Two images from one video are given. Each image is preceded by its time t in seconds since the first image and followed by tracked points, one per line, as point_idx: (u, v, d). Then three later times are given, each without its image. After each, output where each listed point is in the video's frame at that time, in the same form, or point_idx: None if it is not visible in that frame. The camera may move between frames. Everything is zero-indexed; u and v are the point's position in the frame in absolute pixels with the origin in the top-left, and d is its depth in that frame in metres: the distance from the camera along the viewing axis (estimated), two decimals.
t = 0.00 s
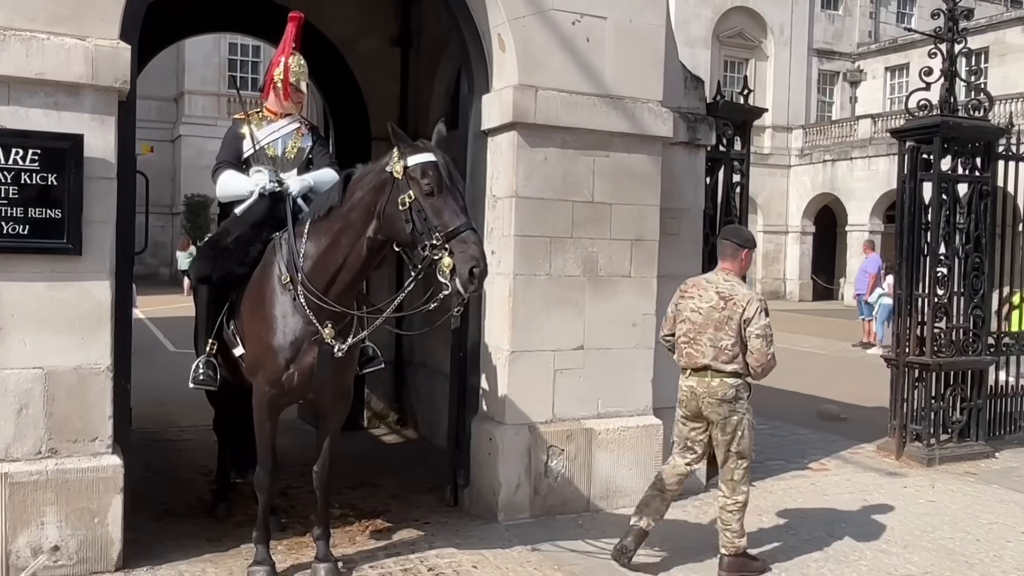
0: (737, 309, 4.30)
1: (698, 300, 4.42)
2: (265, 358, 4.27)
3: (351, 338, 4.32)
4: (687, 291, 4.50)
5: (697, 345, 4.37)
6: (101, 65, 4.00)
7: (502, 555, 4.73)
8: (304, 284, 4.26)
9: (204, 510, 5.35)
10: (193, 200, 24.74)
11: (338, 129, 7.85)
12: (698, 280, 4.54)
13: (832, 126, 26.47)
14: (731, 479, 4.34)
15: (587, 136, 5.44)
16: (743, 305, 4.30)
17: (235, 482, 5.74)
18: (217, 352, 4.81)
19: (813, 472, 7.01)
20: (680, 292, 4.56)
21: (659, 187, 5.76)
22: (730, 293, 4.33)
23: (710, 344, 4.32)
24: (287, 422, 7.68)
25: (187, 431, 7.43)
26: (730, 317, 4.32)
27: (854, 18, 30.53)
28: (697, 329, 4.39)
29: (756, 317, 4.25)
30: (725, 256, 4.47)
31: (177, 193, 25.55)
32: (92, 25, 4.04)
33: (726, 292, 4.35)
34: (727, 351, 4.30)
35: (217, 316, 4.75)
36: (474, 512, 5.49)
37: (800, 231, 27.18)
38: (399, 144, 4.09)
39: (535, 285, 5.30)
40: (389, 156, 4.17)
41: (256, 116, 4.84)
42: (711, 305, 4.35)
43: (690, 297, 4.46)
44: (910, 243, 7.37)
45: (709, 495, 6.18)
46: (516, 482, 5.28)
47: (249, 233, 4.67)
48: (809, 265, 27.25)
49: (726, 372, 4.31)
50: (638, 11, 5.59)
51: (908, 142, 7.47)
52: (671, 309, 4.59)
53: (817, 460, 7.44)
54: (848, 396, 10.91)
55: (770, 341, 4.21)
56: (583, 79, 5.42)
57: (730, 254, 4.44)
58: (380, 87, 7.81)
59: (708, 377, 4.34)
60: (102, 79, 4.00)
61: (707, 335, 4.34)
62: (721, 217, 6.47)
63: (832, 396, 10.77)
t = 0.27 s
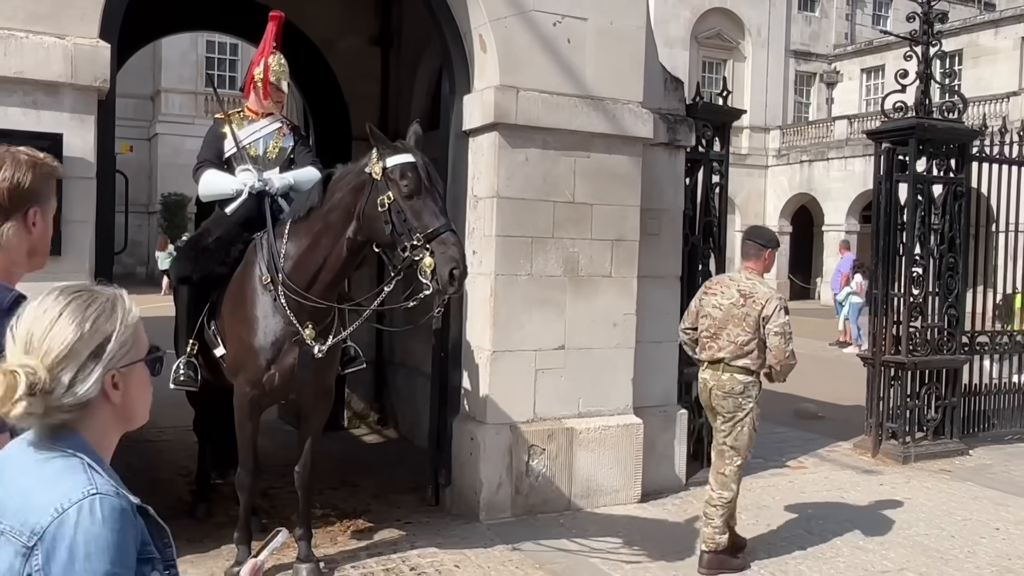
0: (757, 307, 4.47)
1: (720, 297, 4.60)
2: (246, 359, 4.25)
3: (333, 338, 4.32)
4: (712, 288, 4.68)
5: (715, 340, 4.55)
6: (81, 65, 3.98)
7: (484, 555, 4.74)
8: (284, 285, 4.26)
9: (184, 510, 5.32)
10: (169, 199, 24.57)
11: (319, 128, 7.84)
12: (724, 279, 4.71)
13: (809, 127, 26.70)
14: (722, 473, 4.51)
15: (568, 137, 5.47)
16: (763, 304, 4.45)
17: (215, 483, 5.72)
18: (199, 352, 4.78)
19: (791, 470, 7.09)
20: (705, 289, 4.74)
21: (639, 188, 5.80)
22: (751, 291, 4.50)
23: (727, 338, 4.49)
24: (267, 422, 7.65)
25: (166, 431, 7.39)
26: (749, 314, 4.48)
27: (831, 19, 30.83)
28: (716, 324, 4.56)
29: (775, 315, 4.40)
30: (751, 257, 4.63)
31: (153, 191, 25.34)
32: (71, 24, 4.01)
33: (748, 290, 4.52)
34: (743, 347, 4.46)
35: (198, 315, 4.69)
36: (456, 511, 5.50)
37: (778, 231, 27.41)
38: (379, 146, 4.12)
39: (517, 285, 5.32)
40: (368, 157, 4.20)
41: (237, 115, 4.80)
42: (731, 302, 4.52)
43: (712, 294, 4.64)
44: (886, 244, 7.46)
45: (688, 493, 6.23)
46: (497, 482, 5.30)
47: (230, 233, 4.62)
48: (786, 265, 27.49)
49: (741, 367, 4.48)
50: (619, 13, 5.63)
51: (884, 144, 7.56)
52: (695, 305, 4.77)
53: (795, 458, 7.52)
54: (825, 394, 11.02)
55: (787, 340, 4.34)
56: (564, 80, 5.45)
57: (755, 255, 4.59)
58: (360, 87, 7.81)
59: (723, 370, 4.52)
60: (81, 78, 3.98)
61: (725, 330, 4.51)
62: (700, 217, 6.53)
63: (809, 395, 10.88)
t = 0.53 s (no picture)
0: (781, 313, 4.67)
1: (747, 304, 4.80)
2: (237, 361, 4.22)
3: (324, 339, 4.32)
4: (738, 296, 4.89)
5: (743, 345, 4.75)
6: (68, 64, 3.96)
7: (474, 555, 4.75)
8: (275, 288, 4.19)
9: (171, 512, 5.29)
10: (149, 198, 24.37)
11: (304, 128, 7.82)
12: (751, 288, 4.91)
13: (790, 128, 26.89)
14: (741, 465, 4.65)
15: (556, 138, 5.49)
16: (787, 309, 4.66)
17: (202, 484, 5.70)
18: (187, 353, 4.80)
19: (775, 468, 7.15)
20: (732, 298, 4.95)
21: (626, 188, 5.83)
22: (775, 297, 4.70)
23: (754, 343, 4.69)
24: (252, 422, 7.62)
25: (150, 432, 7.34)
26: (774, 320, 4.68)
27: (811, 21, 31.06)
28: (743, 330, 4.76)
29: (798, 319, 4.60)
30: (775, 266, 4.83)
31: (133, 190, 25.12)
32: (59, 23, 3.99)
33: (771, 297, 4.72)
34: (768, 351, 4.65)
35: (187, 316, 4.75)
36: (444, 511, 5.51)
37: (759, 231, 27.58)
38: (366, 146, 4.16)
39: (505, 285, 5.33)
40: (356, 159, 4.25)
41: (226, 115, 4.77)
42: (757, 309, 4.73)
43: (739, 302, 4.85)
44: (869, 244, 7.55)
45: (674, 492, 6.27)
46: (486, 481, 5.31)
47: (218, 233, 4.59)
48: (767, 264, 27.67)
49: (767, 370, 4.66)
50: (606, 14, 5.65)
51: (867, 145, 7.64)
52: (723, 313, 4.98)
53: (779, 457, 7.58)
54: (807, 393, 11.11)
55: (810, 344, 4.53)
56: (553, 81, 5.47)
57: (779, 263, 4.78)
58: (345, 87, 7.78)
59: (751, 374, 4.71)
60: (69, 77, 3.96)
61: (752, 336, 4.71)
62: (686, 218, 6.57)
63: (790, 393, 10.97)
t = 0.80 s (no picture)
0: (809, 302, 4.95)
1: (776, 296, 5.09)
2: (230, 361, 4.24)
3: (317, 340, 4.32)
4: (770, 289, 5.17)
5: (773, 335, 5.04)
6: (59, 63, 3.94)
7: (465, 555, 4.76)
8: (267, 288, 4.24)
9: (160, 513, 5.26)
10: (132, 198, 24.20)
11: (293, 127, 7.79)
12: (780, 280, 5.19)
13: (773, 129, 27.03)
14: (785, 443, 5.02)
15: (547, 138, 5.50)
16: (814, 298, 4.93)
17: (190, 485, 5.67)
18: (177, 354, 4.79)
19: (763, 467, 7.19)
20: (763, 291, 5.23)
21: (616, 189, 5.85)
22: (802, 288, 4.99)
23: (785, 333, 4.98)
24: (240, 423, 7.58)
25: (136, 433, 7.28)
26: (802, 309, 4.96)
27: (794, 22, 31.24)
28: (774, 321, 5.05)
29: (823, 307, 4.88)
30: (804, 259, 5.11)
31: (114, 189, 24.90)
32: (49, 22, 3.97)
33: (798, 288, 5.01)
34: (798, 340, 4.95)
35: (178, 317, 4.72)
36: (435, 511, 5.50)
37: (743, 231, 27.71)
38: (357, 147, 4.04)
39: (496, 286, 5.34)
40: (348, 158, 4.14)
41: (217, 115, 4.79)
42: (787, 300, 5.02)
43: (769, 294, 5.14)
44: (855, 244, 7.58)
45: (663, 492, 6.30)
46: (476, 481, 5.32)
47: (210, 234, 4.62)
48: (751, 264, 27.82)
49: (796, 357, 4.96)
50: (596, 16, 5.68)
51: (853, 146, 7.70)
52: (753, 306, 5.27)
53: (767, 456, 7.63)
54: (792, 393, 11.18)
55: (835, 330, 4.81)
56: (543, 82, 5.48)
57: (806, 256, 5.07)
58: (333, 86, 7.77)
59: (784, 363, 5.00)
60: (59, 76, 3.94)
61: (782, 325, 5.00)
62: (675, 218, 6.61)
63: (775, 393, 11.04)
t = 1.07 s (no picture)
0: (843, 310, 5.07)
1: (809, 302, 5.20)
2: (221, 360, 4.21)
3: (309, 340, 4.31)
4: (801, 295, 5.26)
5: (808, 340, 5.14)
6: (49, 62, 3.94)
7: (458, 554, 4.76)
8: (259, 287, 4.24)
9: (151, 514, 5.25)
10: (119, 198, 24.09)
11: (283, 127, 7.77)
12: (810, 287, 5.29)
13: (760, 129, 27.15)
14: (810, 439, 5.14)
15: (539, 139, 5.51)
16: (848, 305, 5.06)
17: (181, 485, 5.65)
18: (169, 355, 4.75)
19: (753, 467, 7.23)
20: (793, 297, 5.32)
21: (608, 189, 5.86)
22: (836, 296, 5.10)
23: (819, 338, 5.09)
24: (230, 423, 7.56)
25: (125, 434, 7.26)
26: (837, 317, 5.08)
27: (781, 23, 31.37)
28: (808, 327, 5.15)
29: (857, 315, 5.02)
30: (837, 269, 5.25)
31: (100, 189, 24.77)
32: (40, 21, 3.98)
33: (832, 296, 5.12)
34: (831, 346, 5.06)
35: (169, 318, 4.66)
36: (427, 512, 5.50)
37: (731, 231, 27.82)
38: (346, 147, 4.01)
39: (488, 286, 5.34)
40: (338, 158, 4.10)
41: (208, 114, 4.76)
42: (822, 307, 5.13)
43: (802, 300, 5.24)
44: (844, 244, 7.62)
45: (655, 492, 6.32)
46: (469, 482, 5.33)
47: (203, 233, 4.64)
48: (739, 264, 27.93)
49: (831, 363, 5.06)
50: (588, 16, 5.69)
51: (842, 147, 7.75)
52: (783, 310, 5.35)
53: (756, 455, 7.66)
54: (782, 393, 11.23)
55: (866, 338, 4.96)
56: (535, 82, 5.49)
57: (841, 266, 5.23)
58: (323, 86, 7.76)
59: (817, 368, 5.10)
60: (50, 75, 3.94)
61: (816, 331, 5.10)
62: (666, 219, 6.64)
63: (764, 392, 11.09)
